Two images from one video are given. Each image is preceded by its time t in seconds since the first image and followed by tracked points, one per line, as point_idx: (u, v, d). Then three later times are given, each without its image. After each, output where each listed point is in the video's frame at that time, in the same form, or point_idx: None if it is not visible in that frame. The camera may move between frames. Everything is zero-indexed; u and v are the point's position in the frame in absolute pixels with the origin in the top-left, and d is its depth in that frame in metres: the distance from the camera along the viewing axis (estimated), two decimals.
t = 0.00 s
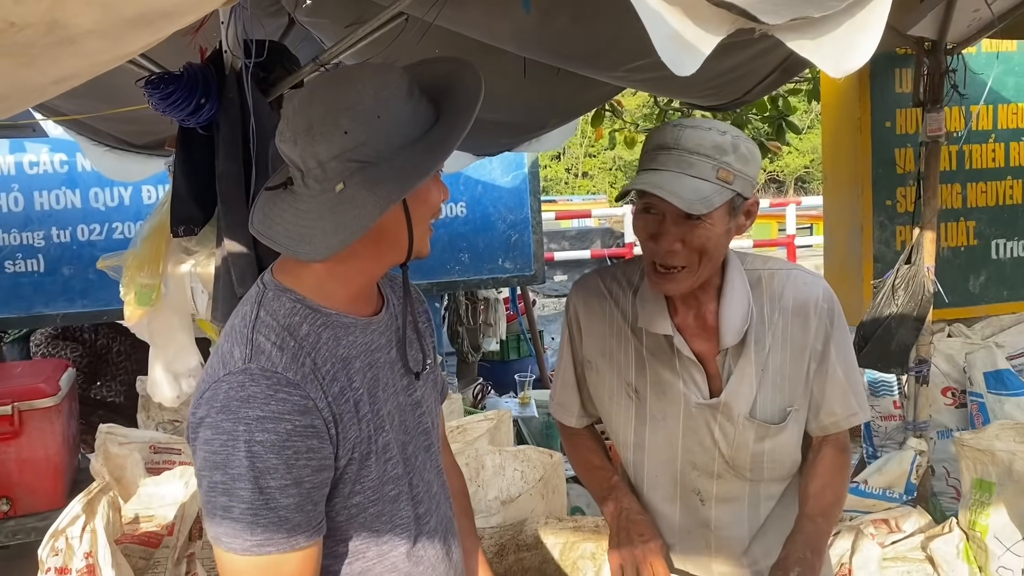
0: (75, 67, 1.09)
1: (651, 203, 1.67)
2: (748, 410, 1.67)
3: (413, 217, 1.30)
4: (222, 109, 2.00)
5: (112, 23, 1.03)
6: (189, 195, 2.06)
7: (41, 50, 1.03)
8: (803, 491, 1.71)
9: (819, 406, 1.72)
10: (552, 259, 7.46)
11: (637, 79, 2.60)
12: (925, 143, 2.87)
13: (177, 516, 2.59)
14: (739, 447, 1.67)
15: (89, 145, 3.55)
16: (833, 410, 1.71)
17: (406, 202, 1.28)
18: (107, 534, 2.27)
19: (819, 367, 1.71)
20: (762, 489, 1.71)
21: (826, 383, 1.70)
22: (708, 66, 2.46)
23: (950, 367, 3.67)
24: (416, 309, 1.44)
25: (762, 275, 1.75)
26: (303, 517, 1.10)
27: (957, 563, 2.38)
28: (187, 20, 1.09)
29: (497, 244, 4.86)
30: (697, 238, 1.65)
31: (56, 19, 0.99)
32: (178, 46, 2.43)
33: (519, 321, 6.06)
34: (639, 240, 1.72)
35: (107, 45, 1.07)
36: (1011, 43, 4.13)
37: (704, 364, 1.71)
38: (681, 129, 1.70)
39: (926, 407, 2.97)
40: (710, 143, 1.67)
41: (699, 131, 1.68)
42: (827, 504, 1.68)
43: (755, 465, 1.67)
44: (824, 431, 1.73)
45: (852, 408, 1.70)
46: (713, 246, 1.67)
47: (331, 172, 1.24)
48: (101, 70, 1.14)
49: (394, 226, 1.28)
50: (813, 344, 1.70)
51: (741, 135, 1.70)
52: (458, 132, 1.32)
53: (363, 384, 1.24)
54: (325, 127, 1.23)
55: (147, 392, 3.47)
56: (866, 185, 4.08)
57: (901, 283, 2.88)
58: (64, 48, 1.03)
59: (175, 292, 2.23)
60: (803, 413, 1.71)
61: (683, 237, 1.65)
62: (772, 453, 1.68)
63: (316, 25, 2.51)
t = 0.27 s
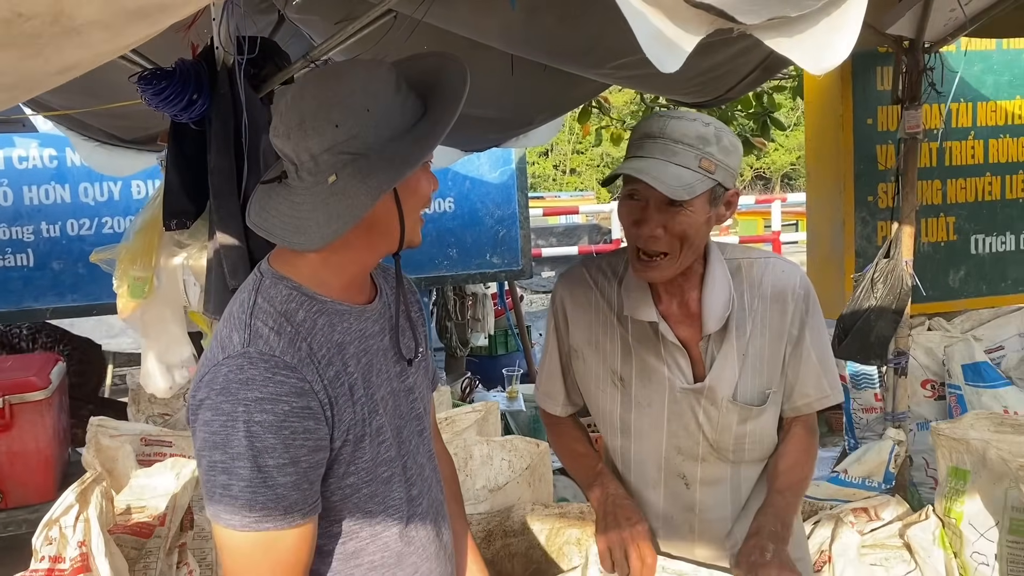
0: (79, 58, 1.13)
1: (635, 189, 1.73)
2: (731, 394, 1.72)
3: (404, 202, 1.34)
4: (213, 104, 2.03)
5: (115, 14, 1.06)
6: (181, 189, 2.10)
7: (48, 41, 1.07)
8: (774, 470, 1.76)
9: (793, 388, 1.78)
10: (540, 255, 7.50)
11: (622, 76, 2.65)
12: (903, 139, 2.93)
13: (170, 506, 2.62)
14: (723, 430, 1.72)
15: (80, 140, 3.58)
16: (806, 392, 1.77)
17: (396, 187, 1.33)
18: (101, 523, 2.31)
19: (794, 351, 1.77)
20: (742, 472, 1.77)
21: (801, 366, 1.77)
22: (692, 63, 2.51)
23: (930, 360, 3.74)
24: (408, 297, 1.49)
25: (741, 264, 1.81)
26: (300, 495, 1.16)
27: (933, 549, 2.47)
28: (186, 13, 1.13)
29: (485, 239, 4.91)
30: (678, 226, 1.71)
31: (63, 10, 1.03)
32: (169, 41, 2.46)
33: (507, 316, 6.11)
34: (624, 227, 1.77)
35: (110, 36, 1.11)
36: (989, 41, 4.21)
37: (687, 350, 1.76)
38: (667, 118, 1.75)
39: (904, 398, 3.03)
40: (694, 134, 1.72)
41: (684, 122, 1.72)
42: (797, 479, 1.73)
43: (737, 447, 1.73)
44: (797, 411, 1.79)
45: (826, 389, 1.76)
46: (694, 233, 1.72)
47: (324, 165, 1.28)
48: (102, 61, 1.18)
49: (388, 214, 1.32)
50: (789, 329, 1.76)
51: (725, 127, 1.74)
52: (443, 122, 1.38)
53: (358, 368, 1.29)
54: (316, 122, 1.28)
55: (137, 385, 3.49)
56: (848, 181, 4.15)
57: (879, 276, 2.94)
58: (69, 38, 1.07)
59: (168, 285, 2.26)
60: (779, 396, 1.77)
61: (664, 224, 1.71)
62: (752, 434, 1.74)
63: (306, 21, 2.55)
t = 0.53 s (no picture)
0: (61, 45, 1.14)
1: (631, 176, 1.75)
2: (709, 379, 1.74)
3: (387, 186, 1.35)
4: (198, 96, 2.05)
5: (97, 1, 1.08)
6: (166, 180, 2.11)
7: (30, 28, 1.08)
8: (755, 454, 1.78)
9: (770, 374, 1.80)
10: (527, 250, 7.51)
11: (606, 70, 2.68)
12: (883, 132, 2.97)
13: (155, 498, 2.62)
14: (702, 414, 1.74)
15: (64, 133, 3.57)
16: (783, 377, 1.79)
17: (379, 172, 1.34)
18: (86, 514, 2.32)
19: (772, 337, 1.79)
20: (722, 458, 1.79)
21: (778, 351, 1.78)
22: (675, 57, 2.54)
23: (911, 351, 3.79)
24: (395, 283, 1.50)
25: (719, 253, 1.84)
26: (289, 474, 1.18)
27: (913, 537, 2.46)
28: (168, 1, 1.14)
29: (471, 233, 4.92)
30: (676, 210, 1.74)
31: None
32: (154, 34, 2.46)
33: (494, 311, 6.12)
34: (616, 215, 1.78)
35: (93, 23, 1.12)
36: (969, 37, 4.28)
37: (667, 337, 1.78)
38: (653, 105, 1.77)
39: (885, 388, 3.07)
40: (682, 119, 1.75)
41: (672, 110, 1.74)
42: (776, 464, 1.76)
43: (716, 431, 1.76)
44: (775, 396, 1.81)
45: (803, 374, 1.78)
46: (690, 219, 1.76)
47: (309, 150, 1.30)
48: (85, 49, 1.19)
49: (371, 199, 1.34)
50: (766, 315, 1.79)
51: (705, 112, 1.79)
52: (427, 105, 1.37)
53: (347, 352, 1.31)
54: (301, 108, 1.29)
55: (123, 379, 3.49)
56: (831, 174, 4.19)
57: (860, 268, 2.98)
58: (51, 25, 1.09)
59: (152, 276, 2.27)
60: (757, 382, 1.79)
61: (662, 211, 1.73)
62: (731, 418, 1.76)
63: (290, 14, 2.56)
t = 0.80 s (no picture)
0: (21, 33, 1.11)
1: (606, 168, 1.73)
2: (692, 376, 1.72)
3: (364, 180, 1.32)
4: (174, 89, 2.00)
5: None
6: (142, 175, 2.07)
7: None
8: (737, 452, 1.75)
9: (753, 371, 1.78)
10: (515, 247, 7.48)
11: (591, 64, 2.65)
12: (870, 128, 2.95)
13: (134, 498, 2.58)
14: (684, 412, 1.72)
15: (42, 128, 3.51)
16: (766, 373, 1.76)
17: (356, 164, 1.30)
18: (61, 515, 2.27)
19: (754, 333, 1.77)
20: (705, 456, 1.77)
21: (761, 348, 1.76)
22: (661, 51, 2.51)
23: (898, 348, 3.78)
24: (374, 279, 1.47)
25: (701, 248, 1.81)
26: (264, 475, 1.15)
27: (899, 535, 2.40)
28: None
29: (457, 229, 4.89)
30: (649, 204, 1.71)
31: None
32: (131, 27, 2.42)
33: (482, 308, 6.09)
34: (594, 210, 1.77)
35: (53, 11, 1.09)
36: (957, 33, 4.26)
37: (649, 334, 1.76)
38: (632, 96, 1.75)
39: (872, 385, 3.05)
40: (660, 110, 1.73)
41: (649, 101, 1.72)
42: (758, 463, 1.73)
43: (698, 429, 1.73)
44: (758, 393, 1.78)
45: (786, 370, 1.76)
46: (666, 212, 1.73)
47: (284, 143, 1.27)
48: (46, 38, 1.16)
49: (347, 193, 1.30)
50: (749, 311, 1.76)
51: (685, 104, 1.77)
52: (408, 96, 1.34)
53: (325, 350, 1.28)
54: (277, 99, 1.26)
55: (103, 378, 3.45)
56: (819, 170, 4.17)
57: (847, 265, 2.96)
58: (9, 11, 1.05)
59: (128, 273, 2.23)
60: (739, 378, 1.77)
61: (637, 203, 1.71)
62: (714, 416, 1.74)
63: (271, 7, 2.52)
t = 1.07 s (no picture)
0: None
1: (579, 175, 1.71)
2: (689, 383, 1.69)
3: (360, 188, 1.28)
4: (163, 89, 1.96)
5: None
6: (131, 178, 2.03)
7: None
8: (736, 460, 1.73)
9: (752, 378, 1.75)
10: (512, 247, 7.45)
11: (588, 63, 2.61)
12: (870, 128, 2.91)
13: (125, 505, 2.54)
14: (681, 420, 1.69)
15: (33, 128, 3.48)
16: (766, 380, 1.74)
17: (352, 171, 1.27)
18: (51, 522, 2.24)
19: (753, 339, 1.74)
20: (704, 465, 1.74)
21: (761, 355, 1.74)
22: (659, 51, 2.48)
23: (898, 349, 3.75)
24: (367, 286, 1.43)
25: (699, 252, 1.77)
26: (251, 491, 1.11)
27: (901, 541, 2.42)
28: None
29: (453, 230, 4.86)
30: (622, 209, 1.67)
31: None
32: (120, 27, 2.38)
33: (478, 308, 6.06)
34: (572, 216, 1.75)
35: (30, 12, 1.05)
36: (956, 32, 4.23)
37: (644, 339, 1.72)
38: (612, 101, 1.72)
39: (872, 388, 3.02)
40: (635, 115, 1.68)
41: (625, 105, 1.69)
42: (758, 472, 1.71)
43: (696, 437, 1.70)
44: (758, 401, 1.76)
45: (787, 377, 1.73)
46: (643, 217, 1.68)
47: (276, 147, 1.23)
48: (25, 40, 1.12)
49: (339, 201, 1.26)
50: (748, 317, 1.73)
51: (668, 108, 1.71)
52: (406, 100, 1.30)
53: (315, 360, 1.24)
54: (269, 102, 1.22)
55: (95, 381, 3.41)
56: (818, 170, 4.14)
57: (846, 267, 2.93)
58: None
59: (118, 277, 2.20)
60: (739, 386, 1.74)
61: (609, 208, 1.67)
62: (712, 424, 1.71)
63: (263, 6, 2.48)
